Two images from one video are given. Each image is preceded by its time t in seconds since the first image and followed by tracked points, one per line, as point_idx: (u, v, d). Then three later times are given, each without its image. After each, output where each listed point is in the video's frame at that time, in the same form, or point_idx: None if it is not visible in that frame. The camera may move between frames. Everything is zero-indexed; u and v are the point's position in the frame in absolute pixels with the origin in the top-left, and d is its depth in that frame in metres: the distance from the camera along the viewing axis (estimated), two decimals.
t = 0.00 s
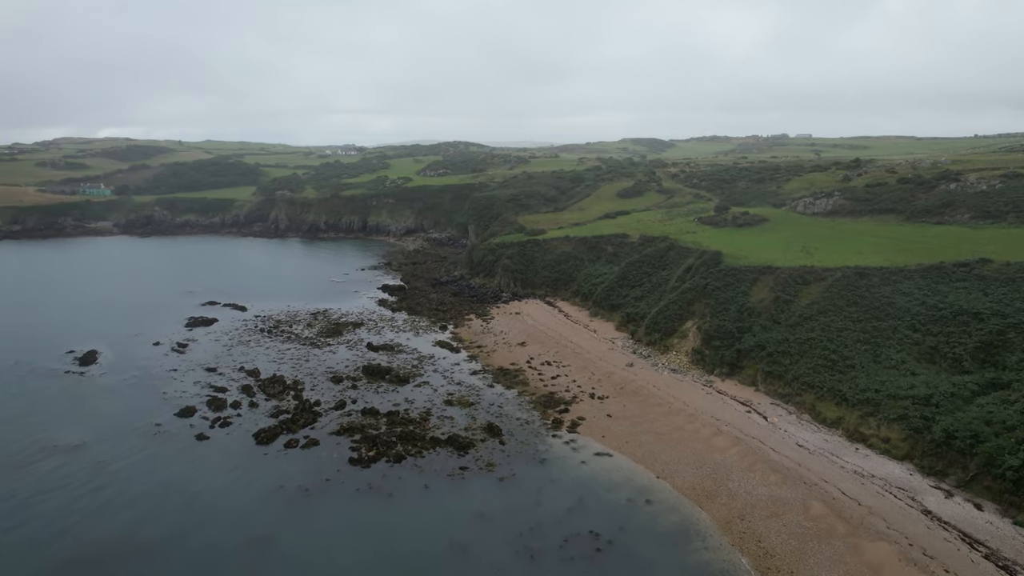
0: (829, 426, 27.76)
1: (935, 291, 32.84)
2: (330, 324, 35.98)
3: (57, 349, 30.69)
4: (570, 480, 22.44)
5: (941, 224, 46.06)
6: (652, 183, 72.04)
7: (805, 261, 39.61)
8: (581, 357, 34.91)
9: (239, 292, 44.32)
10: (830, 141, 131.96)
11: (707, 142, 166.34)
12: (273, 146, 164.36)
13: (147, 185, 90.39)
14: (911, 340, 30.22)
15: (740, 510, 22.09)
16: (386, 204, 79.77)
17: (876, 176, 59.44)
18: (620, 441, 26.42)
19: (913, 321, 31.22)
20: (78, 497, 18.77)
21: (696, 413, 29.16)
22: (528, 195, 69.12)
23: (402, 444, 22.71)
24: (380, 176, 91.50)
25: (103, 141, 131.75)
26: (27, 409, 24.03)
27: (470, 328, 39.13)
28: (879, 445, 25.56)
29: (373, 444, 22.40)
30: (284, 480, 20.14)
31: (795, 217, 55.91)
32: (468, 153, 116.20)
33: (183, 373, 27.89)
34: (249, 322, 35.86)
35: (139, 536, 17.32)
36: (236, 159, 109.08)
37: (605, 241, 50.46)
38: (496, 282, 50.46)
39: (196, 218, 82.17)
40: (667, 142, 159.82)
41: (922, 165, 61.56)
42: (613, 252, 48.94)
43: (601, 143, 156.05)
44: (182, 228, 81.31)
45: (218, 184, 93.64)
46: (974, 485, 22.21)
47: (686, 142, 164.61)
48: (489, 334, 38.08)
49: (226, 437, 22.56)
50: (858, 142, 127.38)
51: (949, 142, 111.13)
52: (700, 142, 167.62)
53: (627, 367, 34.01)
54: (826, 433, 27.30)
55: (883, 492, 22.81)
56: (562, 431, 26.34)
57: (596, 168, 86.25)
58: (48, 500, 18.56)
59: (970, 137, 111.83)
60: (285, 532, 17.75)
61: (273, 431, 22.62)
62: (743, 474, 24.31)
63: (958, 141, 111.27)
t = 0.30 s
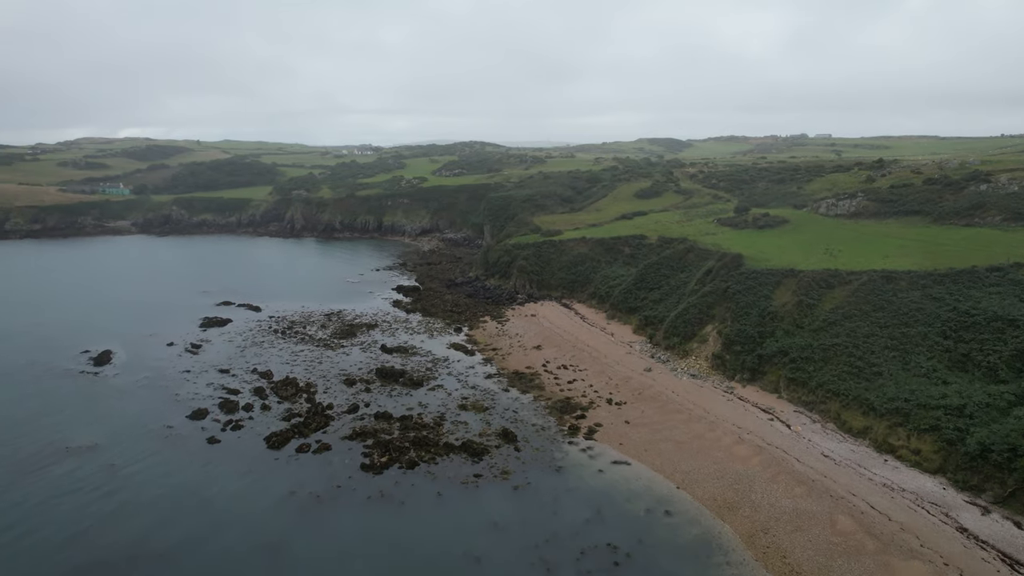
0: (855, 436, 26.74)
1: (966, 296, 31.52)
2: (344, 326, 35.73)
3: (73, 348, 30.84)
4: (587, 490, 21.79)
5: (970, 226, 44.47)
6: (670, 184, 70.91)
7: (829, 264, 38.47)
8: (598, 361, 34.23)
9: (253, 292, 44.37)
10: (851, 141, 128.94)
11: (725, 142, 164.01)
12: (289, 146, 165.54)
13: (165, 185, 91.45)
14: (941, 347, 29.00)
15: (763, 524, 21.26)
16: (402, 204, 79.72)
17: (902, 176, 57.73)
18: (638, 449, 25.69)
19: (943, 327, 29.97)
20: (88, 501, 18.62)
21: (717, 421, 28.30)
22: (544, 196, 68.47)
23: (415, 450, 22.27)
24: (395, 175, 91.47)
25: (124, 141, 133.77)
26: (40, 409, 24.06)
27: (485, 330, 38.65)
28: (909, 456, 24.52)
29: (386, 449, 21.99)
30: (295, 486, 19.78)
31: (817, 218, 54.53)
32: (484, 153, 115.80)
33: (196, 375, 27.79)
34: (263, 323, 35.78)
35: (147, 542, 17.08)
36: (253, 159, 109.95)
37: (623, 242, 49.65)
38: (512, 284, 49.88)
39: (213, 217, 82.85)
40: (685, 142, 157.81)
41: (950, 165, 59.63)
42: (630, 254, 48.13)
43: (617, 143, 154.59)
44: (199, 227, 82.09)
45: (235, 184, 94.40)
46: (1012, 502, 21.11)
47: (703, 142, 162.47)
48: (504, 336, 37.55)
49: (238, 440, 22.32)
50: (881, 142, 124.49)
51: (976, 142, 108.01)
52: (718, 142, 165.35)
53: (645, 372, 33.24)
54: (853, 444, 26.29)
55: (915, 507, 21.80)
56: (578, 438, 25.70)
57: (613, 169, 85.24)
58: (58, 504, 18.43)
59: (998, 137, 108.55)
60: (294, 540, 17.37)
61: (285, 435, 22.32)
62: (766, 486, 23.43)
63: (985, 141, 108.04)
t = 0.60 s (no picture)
0: (886, 446, 25.65)
1: (1002, 301, 30.08)
2: (359, 327, 35.49)
3: (90, 348, 31.05)
4: (605, 500, 21.13)
5: (1004, 228, 42.70)
6: (690, 184, 69.63)
7: (855, 267, 37.19)
8: (617, 365, 33.49)
9: (269, 292, 44.42)
10: (874, 141, 125.66)
11: (746, 142, 161.23)
12: (308, 145, 166.89)
13: (185, 185, 92.57)
14: (977, 355, 27.68)
15: (790, 539, 20.39)
16: (418, 204, 79.63)
17: (932, 176, 55.81)
18: (658, 457, 24.94)
19: (978, 334, 28.61)
20: (100, 505, 18.49)
21: (739, 429, 27.41)
22: (562, 196, 67.74)
23: (429, 457, 21.81)
24: (412, 175, 91.38)
25: (146, 141, 135.88)
26: (56, 410, 24.12)
27: (501, 332, 38.13)
28: (943, 470, 23.42)
29: (399, 455, 21.56)
30: (307, 491, 19.44)
31: (842, 220, 53.00)
32: (501, 153, 115.25)
33: (211, 376, 27.70)
34: (278, 324, 35.70)
35: (157, 549, 16.85)
36: (272, 159, 110.84)
37: (642, 243, 48.75)
38: (528, 285, 49.27)
39: (231, 216, 83.59)
40: (705, 142, 155.41)
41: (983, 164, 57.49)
42: (649, 255, 47.23)
43: (636, 143, 152.89)
44: (217, 227, 82.92)
45: (252, 184, 95.19)
46: None
47: (723, 142, 159.94)
48: (521, 339, 36.98)
49: (250, 444, 22.07)
50: (907, 142, 121.12)
51: (1008, 142, 104.41)
52: (738, 142, 162.67)
53: (664, 378, 32.42)
54: (883, 455, 25.20)
55: (951, 524, 20.74)
56: (596, 445, 25.03)
57: (631, 169, 84.05)
58: (69, 506, 18.32)
59: None
60: (305, 549, 16.99)
61: (298, 439, 22.04)
62: (793, 499, 22.51)
63: (1017, 140, 104.40)
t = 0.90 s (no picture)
0: (919, 459, 24.51)
1: None
2: (376, 328, 35.24)
3: (109, 347, 31.28)
4: (625, 510, 20.46)
5: None
6: (711, 184, 68.27)
7: (885, 270, 35.86)
8: (637, 370, 32.72)
9: (286, 292, 44.46)
10: (900, 141, 122.17)
11: (767, 142, 158.16)
12: (327, 145, 168.07)
13: (205, 184, 93.67)
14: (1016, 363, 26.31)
15: (819, 556, 19.49)
16: (436, 204, 79.49)
17: (964, 177, 53.81)
18: (680, 466, 24.16)
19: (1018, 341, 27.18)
20: (112, 507, 18.41)
21: (764, 438, 26.49)
22: (581, 196, 66.95)
23: (444, 463, 21.37)
24: (429, 175, 91.25)
25: (168, 141, 137.98)
26: (73, 409, 24.20)
27: (518, 335, 37.58)
28: (982, 485, 22.25)
29: (414, 460, 21.15)
30: (320, 497, 19.13)
31: (869, 221, 51.39)
32: (519, 153, 114.62)
33: (227, 377, 27.65)
34: (295, 324, 35.64)
35: (168, 554, 16.66)
36: (291, 159, 111.67)
37: (663, 245, 47.82)
38: (546, 286, 48.61)
39: (250, 216, 84.31)
40: (725, 141, 152.81)
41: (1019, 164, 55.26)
42: (670, 257, 46.29)
43: (655, 143, 151.04)
44: (236, 226, 83.69)
45: (271, 183, 95.95)
46: None
47: (744, 142, 157.14)
48: (538, 342, 36.39)
49: (264, 447, 21.86)
50: (936, 142, 117.61)
51: None
52: (759, 142, 159.76)
53: (685, 383, 31.57)
54: (916, 467, 24.08)
55: (992, 544, 19.63)
56: (616, 453, 24.36)
57: (651, 169, 82.79)
58: (82, 508, 18.26)
59: None
60: (317, 557, 16.64)
61: (312, 443, 21.77)
62: (821, 513, 21.58)
63: None
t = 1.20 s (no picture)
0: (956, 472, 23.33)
1: None
2: (392, 329, 34.95)
3: (128, 346, 31.47)
4: (646, 522, 19.75)
5: None
6: (733, 185, 66.89)
7: (916, 274, 34.49)
8: (658, 375, 31.91)
9: (303, 292, 44.48)
10: (927, 142, 118.87)
11: (790, 142, 155.07)
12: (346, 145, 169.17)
13: (226, 183, 94.75)
14: None
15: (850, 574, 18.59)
16: (454, 204, 79.32)
17: (998, 177, 51.76)
18: (703, 476, 23.35)
19: None
20: (124, 511, 18.29)
21: (791, 448, 25.51)
22: (600, 197, 66.11)
23: (460, 469, 20.91)
24: (448, 175, 91.11)
25: (191, 141, 140.13)
26: (91, 409, 24.32)
27: (536, 337, 37.00)
28: None
29: (429, 467, 20.72)
30: (333, 504, 18.80)
31: (898, 223, 49.75)
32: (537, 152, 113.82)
33: (243, 378, 27.56)
34: (311, 324, 35.54)
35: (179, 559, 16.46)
36: (310, 158, 112.47)
37: (684, 247, 46.88)
38: (565, 288, 47.93)
39: (269, 215, 85.01)
40: (747, 141, 150.21)
41: None
42: (691, 259, 45.30)
43: (675, 143, 149.11)
44: (255, 225, 84.46)
45: (290, 183, 96.68)
46: None
47: (766, 142, 154.28)
48: (557, 345, 35.77)
49: (278, 451, 21.64)
50: (967, 141, 113.90)
51: None
52: (781, 142, 156.76)
53: (708, 389, 30.67)
54: (953, 482, 22.91)
55: None
56: (637, 461, 23.64)
57: (672, 169, 81.50)
58: (95, 511, 18.20)
59: None
60: (329, 566, 16.27)
61: (326, 447, 21.48)
62: (852, 529, 20.62)
63: None
